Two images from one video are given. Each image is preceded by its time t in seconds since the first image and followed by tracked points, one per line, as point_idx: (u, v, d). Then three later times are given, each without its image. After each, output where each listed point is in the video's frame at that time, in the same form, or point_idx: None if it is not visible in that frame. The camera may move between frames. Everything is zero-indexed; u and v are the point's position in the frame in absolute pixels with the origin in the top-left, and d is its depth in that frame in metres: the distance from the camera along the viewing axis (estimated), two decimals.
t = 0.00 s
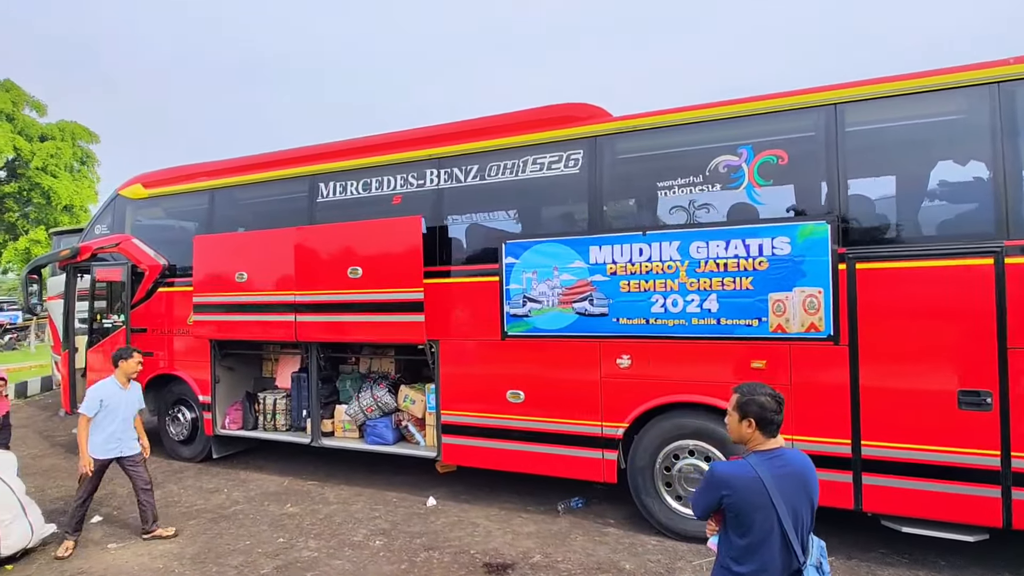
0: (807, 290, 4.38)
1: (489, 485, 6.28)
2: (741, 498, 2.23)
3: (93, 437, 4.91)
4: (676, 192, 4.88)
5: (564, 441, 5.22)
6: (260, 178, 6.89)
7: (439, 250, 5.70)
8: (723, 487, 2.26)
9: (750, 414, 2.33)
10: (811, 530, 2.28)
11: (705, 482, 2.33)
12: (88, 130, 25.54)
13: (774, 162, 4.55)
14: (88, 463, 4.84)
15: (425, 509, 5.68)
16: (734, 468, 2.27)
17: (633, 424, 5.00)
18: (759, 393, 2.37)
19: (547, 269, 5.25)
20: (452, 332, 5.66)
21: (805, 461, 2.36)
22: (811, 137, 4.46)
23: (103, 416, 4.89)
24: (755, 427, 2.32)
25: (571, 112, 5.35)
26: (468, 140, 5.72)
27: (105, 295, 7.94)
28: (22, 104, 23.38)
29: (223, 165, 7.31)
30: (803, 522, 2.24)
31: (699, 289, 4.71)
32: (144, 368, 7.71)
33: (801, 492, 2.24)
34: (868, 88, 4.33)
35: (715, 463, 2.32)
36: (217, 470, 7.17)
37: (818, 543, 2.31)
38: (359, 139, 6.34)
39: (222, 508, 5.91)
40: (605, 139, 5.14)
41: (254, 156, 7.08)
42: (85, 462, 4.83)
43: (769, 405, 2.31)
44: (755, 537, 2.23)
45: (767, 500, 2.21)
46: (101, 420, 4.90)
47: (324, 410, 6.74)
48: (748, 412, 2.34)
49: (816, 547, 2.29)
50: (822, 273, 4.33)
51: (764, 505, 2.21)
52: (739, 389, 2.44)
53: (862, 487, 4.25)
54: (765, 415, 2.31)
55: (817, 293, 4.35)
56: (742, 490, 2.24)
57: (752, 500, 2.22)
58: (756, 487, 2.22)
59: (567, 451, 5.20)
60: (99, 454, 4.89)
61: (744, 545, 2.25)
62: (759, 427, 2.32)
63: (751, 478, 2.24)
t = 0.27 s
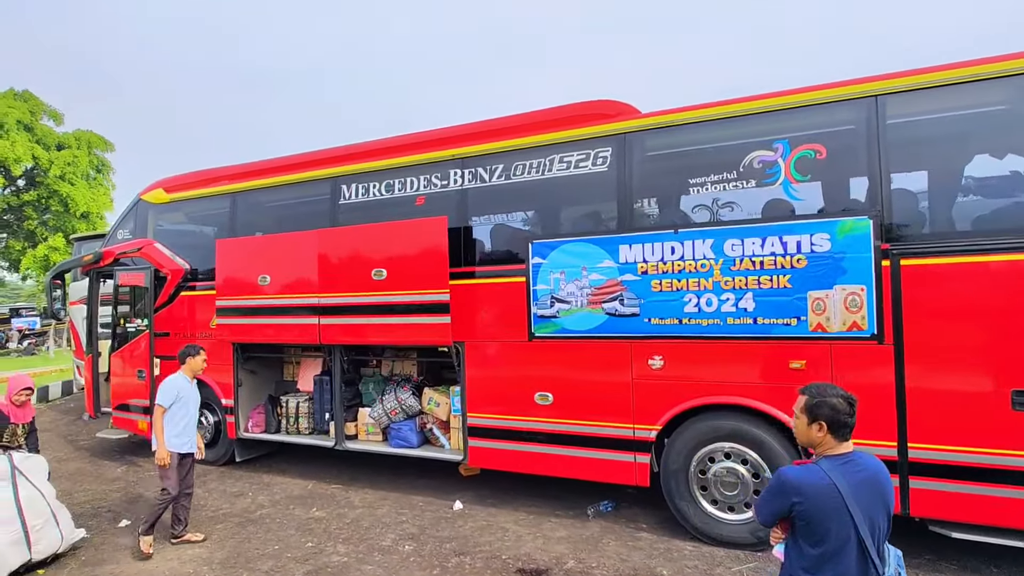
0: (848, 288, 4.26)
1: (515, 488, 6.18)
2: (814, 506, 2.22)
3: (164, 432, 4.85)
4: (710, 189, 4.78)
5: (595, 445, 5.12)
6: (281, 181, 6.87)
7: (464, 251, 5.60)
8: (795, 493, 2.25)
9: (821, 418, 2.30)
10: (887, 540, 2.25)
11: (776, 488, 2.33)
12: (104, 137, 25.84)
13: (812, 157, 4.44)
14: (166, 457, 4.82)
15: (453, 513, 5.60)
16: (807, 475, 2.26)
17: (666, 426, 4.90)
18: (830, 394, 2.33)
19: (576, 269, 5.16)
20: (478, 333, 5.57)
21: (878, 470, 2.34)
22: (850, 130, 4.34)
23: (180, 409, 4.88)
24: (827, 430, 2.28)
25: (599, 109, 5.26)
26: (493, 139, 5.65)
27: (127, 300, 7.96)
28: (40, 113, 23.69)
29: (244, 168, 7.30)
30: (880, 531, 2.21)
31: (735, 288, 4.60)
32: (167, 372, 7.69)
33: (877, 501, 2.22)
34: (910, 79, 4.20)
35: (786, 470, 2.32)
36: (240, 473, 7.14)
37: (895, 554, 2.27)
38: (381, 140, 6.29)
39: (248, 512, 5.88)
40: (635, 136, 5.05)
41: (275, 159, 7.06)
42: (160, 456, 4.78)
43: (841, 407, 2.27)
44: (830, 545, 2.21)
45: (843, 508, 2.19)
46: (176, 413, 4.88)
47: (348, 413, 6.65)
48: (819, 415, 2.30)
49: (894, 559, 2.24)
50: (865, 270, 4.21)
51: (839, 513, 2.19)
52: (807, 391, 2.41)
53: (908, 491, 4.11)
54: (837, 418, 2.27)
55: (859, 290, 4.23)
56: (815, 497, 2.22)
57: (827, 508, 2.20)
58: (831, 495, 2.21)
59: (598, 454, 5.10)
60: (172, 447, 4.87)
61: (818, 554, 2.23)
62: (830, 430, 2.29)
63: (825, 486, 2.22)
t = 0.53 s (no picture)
0: (889, 286, 4.14)
1: (538, 493, 6.07)
2: (890, 518, 2.09)
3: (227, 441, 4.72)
4: (742, 186, 4.66)
5: (624, 448, 5.00)
6: (298, 182, 6.78)
7: (487, 252, 5.54)
8: (868, 505, 2.12)
9: (893, 424, 2.18)
10: (964, 551, 2.13)
11: (846, 500, 2.19)
12: (110, 141, 25.82)
13: (849, 152, 4.32)
14: (234, 468, 4.74)
15: (477, 519, 5.49)
16: (880, 485, 2.13)
17: (698, 429, 4.78)
18: (903, 399, 2.21)
19: (603, 269, 5.05)
20: (502, 335, 5.47)
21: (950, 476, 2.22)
22: (888, 124, 4.22)
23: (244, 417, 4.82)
24: (898, 437, 2.17)
25: (625, 105, 5.15)
26: (516, 137, 5.55)
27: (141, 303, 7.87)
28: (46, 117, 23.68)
29: (259, 169, 7.21)
30: (958, 543, 2.09)
31: (769, 287, 4.49)
32: (182, 376, 7.60)
33: (956, 511, 2.10)
34: (952, 71, 4.08)
35: (856, 480, 2.18)
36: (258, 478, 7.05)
37: (971, 565, 2.15)
38: (400, 140, 6.20)
39: (269, 518, 5.78)
40: (663, 132, 4.94)
41: (290, 160, 6.97)
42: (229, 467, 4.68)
43: (914, 414, 2.16)
44: (907, 560, 2.08)
45: (921, 519, 2.06)
46: (238, 422, 4.80)
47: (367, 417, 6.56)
48: (890, 421, 2.19)
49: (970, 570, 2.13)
50: (906, 268, 4.08)
51: (917, 525, 2.06)
52: (877, 395, 2.29)
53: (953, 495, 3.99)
54: (910, 425, 2.16)
55: (900, 289, 4.11)
56: (891, 510, 2.09)
57: (904, 520, 2.07)
58: (908, 506, 2.07)
59: (627, 458, 4.99)
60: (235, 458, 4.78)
61: (894, 569, 2.10)
62: (903, 437, 2.18)
63: (901, 496, 2.09)
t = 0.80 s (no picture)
0: (925, 285, 4.05)
1: (558, 497, 5.97)
2: (964, 527, 1.97)
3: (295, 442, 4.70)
4: (771, 183, 4.58)
5: (650, 452, 4.91)
6: (312, 183, 6.71)
7: (507, 252, 5.46)
8: (940, 513, 2.01)
9: (965, 426, 2.08)
10: None
11: (913, 508, 2.08)
12: (113, 144, 25.76)
13: (883, 148, 4.24)
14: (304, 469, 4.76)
15: (499, 524, 5.39)
16: (953, 490, 2.02)
17: (727, 432, 4.69)
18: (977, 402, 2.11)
19: (628, 269, 4.97)
20: (523, 337, 5.38)
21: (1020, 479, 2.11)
22: (924, 120, 4.13)
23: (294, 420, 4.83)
24: (971, 440, 2.07)
25: (649, 102, 5.07)
26: (536, 135, 5.47)
27: (152, 306, 7.77)
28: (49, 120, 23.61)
29: (272, 169, 7.14)
30: None
31: (800, 286, 4.40)
32: (194, 379, 7.51)
33: None
34: (990, 65, 3.99)
35: (926, 487, 2.06)
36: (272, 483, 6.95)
37: None
38: (417, 139, 6.12)
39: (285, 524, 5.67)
40: (689, 129, 4.85)
41: (304, 160, 6.89)
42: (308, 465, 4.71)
43: (990, 416, 2.06)
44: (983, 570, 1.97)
45: (997, 528, 1.95)
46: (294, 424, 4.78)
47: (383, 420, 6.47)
48: (962, 423, 2.09)
49: None
50: (944, 266, 3.99)
51: (994, 534, 1.95)
52: (948, 397, 2.19)
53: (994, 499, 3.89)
54: (984, 428, 2.06)
55: (937, 288, 4.01)
56: (964, 517, 1.98)
57: (980, 528, 1.96)
58: (983, 513, 1.97)
59: (653, 462, 4.89)
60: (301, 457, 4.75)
61: None
62: (974, 440, 2.08)
63: (976, 503, 1.98)
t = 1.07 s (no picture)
0: (960, 284, 3.96)
1: (577, 500, 5.88)
2: None
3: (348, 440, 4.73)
4: (800, 181, 4.50)
5: (674, 455, 4.81)
6: (324, 182, 6.61)
7: (526, 251, 5.37)
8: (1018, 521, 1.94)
9: None
10: None
11: (987, 514, 2.01)
12: (114, 145, 25.62)
13: (915, 145, 4.16)
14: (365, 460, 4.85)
15: (519, 529, 5.30)
16: None
17: (754, 435, 4.60)
18: None
19: (651, 269, 4.88)
20: (543, 338, 5.29)
21: None
22: (958, 116, 4.05)
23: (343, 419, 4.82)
24: None
25: (673, 98, 4.98)
26: (556, 133, 5.38)
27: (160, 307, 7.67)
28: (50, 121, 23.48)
29: (283, 168, 7.04)
30: None
31: (831, 286, 4.31)
32: (204, 382, 7.42)
33: None
34: None
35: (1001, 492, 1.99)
36: (284, 487, 6.85)
37: None
38: (432, 137, 6.03)
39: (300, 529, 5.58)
40: (714, 126, 4.77)
41: (316, 159, 6.80)
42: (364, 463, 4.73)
43: None
44: None
45: None
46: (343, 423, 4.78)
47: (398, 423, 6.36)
48: None
49: None
50: (980, 265, 3.90)
51: None
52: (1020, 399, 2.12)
53: None
54: None
55: (973, 287, 3.93)
56: None
57: None
58: None
59: (678, 465, 4.80)
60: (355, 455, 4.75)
61: None
62: None
63: None
